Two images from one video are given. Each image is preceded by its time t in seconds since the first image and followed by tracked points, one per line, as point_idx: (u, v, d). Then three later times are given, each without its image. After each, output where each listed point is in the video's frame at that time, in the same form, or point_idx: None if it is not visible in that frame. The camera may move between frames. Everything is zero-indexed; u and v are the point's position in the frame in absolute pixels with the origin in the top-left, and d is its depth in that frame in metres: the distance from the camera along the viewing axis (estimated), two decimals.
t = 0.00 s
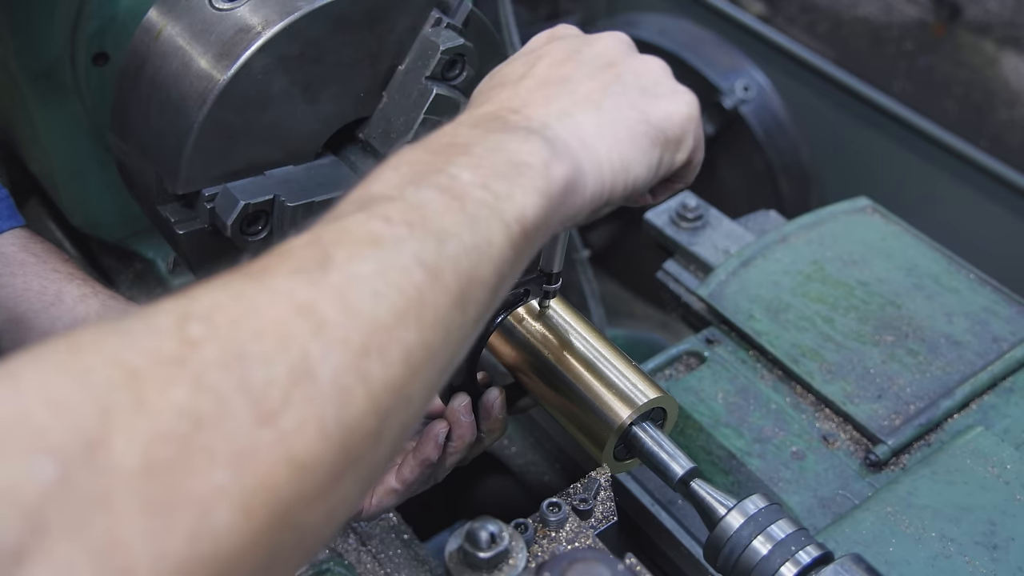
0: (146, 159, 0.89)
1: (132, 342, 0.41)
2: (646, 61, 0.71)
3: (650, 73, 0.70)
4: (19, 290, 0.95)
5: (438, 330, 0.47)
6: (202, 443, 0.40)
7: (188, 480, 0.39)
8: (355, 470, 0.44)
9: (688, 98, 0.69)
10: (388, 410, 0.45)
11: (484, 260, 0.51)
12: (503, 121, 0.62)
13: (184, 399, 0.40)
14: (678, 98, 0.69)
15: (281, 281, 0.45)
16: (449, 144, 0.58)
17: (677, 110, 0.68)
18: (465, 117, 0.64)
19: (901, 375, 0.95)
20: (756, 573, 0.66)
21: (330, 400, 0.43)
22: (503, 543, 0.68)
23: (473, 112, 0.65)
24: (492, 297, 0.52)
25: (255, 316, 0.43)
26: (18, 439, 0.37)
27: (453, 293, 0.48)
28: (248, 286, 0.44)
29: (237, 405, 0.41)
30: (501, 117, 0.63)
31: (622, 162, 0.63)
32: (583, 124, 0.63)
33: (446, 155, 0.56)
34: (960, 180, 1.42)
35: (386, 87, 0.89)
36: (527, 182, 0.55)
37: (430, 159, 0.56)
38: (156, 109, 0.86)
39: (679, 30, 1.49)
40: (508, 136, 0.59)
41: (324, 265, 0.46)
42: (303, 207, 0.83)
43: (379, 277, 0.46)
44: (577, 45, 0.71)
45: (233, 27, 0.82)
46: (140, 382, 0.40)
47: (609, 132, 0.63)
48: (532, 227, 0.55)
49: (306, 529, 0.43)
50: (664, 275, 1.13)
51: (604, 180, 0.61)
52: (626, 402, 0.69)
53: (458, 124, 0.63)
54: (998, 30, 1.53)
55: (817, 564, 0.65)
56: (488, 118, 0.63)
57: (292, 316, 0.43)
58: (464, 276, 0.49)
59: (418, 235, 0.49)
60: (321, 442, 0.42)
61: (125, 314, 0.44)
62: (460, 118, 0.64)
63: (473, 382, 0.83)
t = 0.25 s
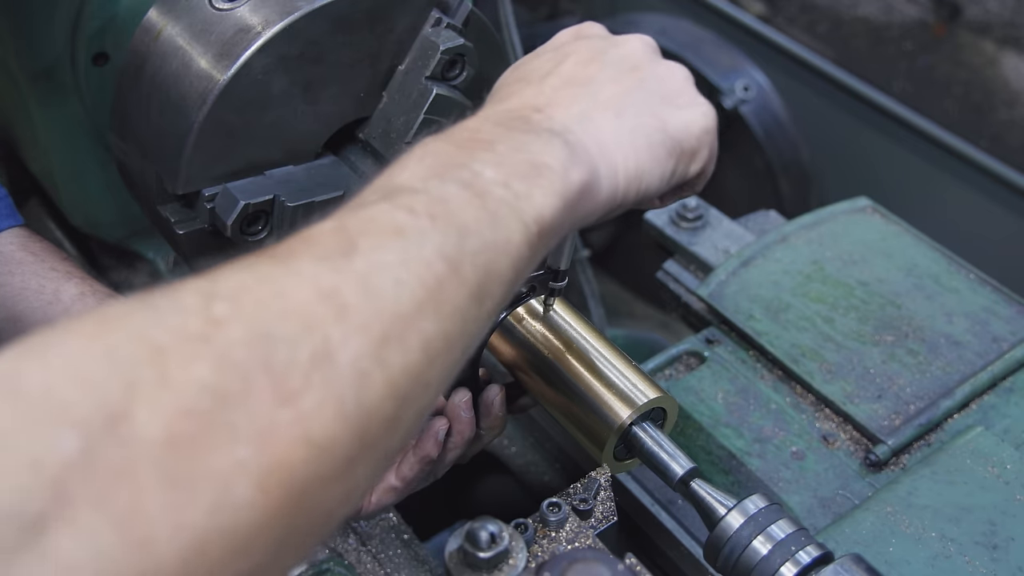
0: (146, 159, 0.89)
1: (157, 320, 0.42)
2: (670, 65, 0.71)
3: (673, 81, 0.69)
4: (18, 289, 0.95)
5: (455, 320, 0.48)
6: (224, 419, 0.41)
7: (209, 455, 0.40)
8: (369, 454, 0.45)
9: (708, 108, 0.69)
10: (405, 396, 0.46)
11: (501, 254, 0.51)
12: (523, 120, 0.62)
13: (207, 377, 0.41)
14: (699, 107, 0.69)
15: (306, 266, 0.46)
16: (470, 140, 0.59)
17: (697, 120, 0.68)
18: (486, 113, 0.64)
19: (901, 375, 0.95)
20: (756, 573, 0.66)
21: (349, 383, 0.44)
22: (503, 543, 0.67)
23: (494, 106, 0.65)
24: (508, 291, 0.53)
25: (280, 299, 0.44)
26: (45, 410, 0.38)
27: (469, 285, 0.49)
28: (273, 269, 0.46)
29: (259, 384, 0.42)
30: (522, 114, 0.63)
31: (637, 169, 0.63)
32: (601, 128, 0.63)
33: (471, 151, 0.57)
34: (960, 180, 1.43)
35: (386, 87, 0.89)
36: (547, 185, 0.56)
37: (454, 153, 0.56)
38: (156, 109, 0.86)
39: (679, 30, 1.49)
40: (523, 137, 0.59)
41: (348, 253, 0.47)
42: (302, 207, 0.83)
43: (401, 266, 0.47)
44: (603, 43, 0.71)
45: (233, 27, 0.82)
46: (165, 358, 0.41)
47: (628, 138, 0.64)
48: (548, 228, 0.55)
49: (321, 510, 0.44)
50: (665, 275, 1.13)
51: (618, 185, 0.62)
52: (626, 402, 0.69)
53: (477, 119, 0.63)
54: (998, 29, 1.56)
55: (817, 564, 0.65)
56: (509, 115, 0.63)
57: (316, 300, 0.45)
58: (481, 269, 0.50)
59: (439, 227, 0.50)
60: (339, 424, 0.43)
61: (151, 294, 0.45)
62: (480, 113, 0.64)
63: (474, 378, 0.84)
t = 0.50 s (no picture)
0: (146, 158, 0.89)
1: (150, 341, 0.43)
2: (667, 77, 0.71)
3: (671, 92, 0.70)
4: (18, 289, 0.95)
5: (447, 339, 0.48)
6: (217, 442, 0.41)
7: (202, 478, 0.41)
8: (358, 471, 0.46)
9: (704, 121, 0.69)
10: (394, 414, 0.46)
11: (491, 270, 0.51)
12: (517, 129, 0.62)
13: (200, 399, 0.41)
14: (695, 120, 0.68)
15: (300, 284, 0.46)
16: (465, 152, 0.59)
17: (692, 132, 0.67)
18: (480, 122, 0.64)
19: (901, 376, 0.95)
20: (756, 573, 0.66)
21: (340, 404, 0.44)
22: (503, 543, 0.67)
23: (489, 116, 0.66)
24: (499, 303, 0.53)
25: (274, 319, 0.44)
26: (42, 434, 0.39)
27: (461, 301, 0.49)
28: (266, 286, 0.46)
29: (251, 405, 0.42)
30: (517, 124, 0.63)
31: (628, 181, 0.63)
32: (595, 138, 0.63)
33: (465, 163, 0.57)
34: (961, 180, 1.42)
35: (386, 87, 0.90)
36: (540, 201, 0.56)
37: (448, 164, 0.57)
38: (156, 110, 0.86)
39: (679, 30, 1.49)
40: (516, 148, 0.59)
41: (341, 270, 0.47)
42: (302, 207, 0.83)
43: (394, 285, 0.47)
44: (601, 52, 0.71)
45: (233, 27, 0.82)
46: (158, 380, 0.41)
47: (621, 148, 0.63)
48: (541, 241, 0.55)
49: (311, 528, 0.44)
50: (665, 275, 1.13)
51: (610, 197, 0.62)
52: (626, 402, 0.69)
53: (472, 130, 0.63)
54: (999, 29, 1.56)
55: (817, 564, 0.65)
56: (504, 124, 0.63)
57: (309, 320, 0.45)
58: (474, 285, 0.50)
59: (433, 243, 0.50)
60: (329, 444, 0.44)
61: (145, 309, 0.45)
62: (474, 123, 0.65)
63: (473, 378, 0.84)
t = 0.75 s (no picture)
0: (146, 157, 0.89)
1: (152, 356, 0.44)
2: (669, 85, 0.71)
3: (676, 103, 0.70)
4: (17, 288, 0.95)
5: (441, 352, 0.50)
6: (217, 459, 0.43)
7: (202, 493, 0.42)
8: (350, 484, 0.47)
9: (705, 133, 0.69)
10: (389, 428, 0.48)
11: (488, 284, 0.53)
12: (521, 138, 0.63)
13: (201, 416, 0.43)
14: (695, 130, 0.69)
15: (301, 299, 0.47)
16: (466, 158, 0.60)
17: (693, 143, 0.68)
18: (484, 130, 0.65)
19: (901, 376, 0.95)
20: (756, 573, 0.66)
21: (336, 419, 0.46)
22: (503, 543, 0.67)
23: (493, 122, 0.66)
24: (495, 313, 0.54)
25: (274, 335, 0.46)
26: (47, 447, 0.41)
27: (457, 313, 0.51)
28: (266, 301, 0.47)
29: (250, 422, 0.44)
30: (519, 133, 0.64)
31: (628, 192, 0.64)
32: (598, 148, 0.63)
33: (468, 172, 0.58)
34: (961, 180, 1.42)
35: (386, 87, 0.90)
36: (541, 210, 0.57)
37: (448, 175, 0.57)
38: (156, 110, 0.86)
39: (679, 30, 1.49)
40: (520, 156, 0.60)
41: (341, 283, 0.48)
42: (303, 208, 0.83)
43: (392, 300, 0.49)
44: (609, 60, 0.71)
45: (233, 27, 0.82)
46: (158, 399, 0.43)
47: (623, 159, 0.64)
48: (540, 251, 0.56)
49: (304, 535, 0.46)
50: (665, 275, 1.13)
51: (611, 205, 0.63)
52: (626, 402, 0.68)
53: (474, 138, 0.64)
54: (999, 29, 1.59)
55: (817, 563, 0.65)
56: (507, 134, 0.64)
57: (308, 335, 0.46)
58: (471, 299, 0.52)
59: (432, 255, 0.51)
60: (324, 457, 0.45)
61: (147, 322, 0.46)
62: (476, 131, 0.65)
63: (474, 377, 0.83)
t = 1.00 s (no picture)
0: (146, 157, 0.89)
1: (91, 441, 0.48)
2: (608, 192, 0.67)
3: (605, 212, 0.65)
4: (18, 290, 0.93)
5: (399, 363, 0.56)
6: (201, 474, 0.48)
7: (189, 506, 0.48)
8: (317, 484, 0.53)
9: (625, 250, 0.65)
10: (268, 533, 0.51)
11: (366, 396, 0.53)
12: (426, 221, 0.60)
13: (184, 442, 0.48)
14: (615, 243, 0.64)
15: (234, 371, 0.51)
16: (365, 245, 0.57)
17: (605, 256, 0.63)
18: (398, 199, 0.62)
19: (901, 376, 0.95)
20: (756, 573, 0.66)
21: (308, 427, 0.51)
22: (503, 543, 0.67)
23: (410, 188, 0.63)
24: (380, 413, 0.55)
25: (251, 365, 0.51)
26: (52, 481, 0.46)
27: (331, 430, 0.52)
28: (135, 439, 0.48)
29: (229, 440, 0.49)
30: (429, 214, 0.60)
31: (523, 290, 0.61)
32: (495, 241, 0.61)
33: (362, 266, 0.56)
34: (961, 180, 1.42)
35: (386, 87, 0.90)
36: (429, 307, 0.56)
37: (345, 267, 0.56)
38: (156, 110, 0.86)
39: (678, 30, 1.49)
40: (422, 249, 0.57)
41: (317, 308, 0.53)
42: (302, 208, 0.83)
43: (262, 427, 0.50)
44: (550, 159, 0.67)
45: (233, 27, 0.82)
46: (25, 553, 0.45)
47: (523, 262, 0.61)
48: (423, 350, 0.56)
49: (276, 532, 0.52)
50: (665, 275, 1.13)
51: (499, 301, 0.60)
52: (627, 402, 0.69)
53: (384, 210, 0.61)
54: (999, 29, 1.53)
55: (817, 564, 0.65)
56: (417, 211, 0.60)
57: (174, 477, 0.48)
58: (405, 350, 0.55)
59: (310, 372, 0.52)
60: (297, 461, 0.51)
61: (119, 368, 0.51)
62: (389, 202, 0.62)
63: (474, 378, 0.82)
